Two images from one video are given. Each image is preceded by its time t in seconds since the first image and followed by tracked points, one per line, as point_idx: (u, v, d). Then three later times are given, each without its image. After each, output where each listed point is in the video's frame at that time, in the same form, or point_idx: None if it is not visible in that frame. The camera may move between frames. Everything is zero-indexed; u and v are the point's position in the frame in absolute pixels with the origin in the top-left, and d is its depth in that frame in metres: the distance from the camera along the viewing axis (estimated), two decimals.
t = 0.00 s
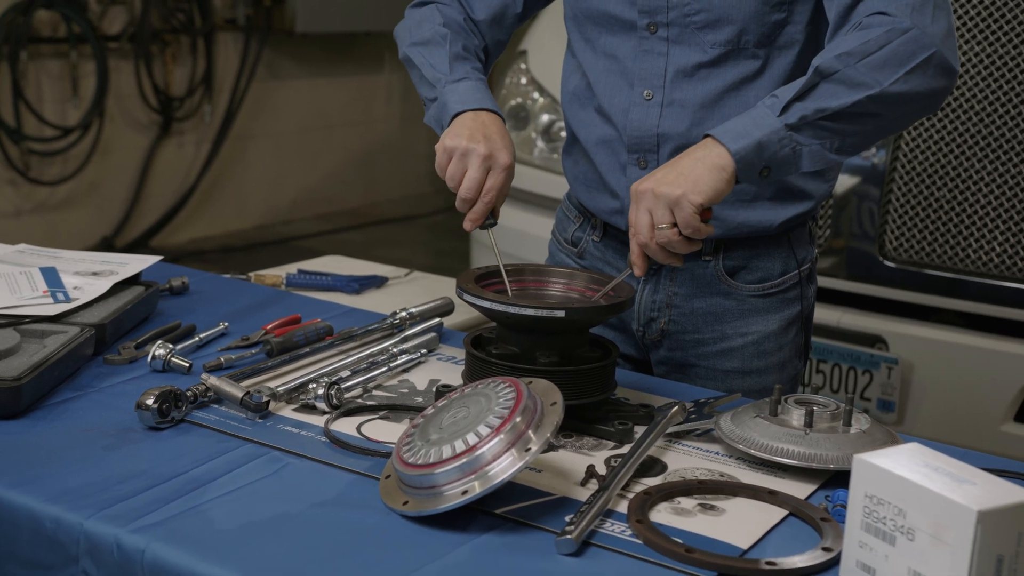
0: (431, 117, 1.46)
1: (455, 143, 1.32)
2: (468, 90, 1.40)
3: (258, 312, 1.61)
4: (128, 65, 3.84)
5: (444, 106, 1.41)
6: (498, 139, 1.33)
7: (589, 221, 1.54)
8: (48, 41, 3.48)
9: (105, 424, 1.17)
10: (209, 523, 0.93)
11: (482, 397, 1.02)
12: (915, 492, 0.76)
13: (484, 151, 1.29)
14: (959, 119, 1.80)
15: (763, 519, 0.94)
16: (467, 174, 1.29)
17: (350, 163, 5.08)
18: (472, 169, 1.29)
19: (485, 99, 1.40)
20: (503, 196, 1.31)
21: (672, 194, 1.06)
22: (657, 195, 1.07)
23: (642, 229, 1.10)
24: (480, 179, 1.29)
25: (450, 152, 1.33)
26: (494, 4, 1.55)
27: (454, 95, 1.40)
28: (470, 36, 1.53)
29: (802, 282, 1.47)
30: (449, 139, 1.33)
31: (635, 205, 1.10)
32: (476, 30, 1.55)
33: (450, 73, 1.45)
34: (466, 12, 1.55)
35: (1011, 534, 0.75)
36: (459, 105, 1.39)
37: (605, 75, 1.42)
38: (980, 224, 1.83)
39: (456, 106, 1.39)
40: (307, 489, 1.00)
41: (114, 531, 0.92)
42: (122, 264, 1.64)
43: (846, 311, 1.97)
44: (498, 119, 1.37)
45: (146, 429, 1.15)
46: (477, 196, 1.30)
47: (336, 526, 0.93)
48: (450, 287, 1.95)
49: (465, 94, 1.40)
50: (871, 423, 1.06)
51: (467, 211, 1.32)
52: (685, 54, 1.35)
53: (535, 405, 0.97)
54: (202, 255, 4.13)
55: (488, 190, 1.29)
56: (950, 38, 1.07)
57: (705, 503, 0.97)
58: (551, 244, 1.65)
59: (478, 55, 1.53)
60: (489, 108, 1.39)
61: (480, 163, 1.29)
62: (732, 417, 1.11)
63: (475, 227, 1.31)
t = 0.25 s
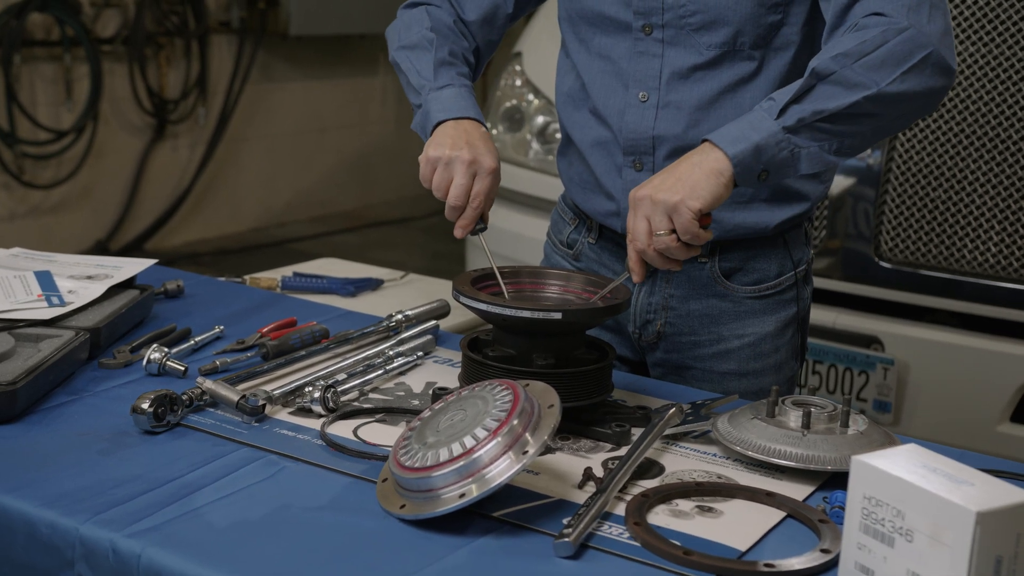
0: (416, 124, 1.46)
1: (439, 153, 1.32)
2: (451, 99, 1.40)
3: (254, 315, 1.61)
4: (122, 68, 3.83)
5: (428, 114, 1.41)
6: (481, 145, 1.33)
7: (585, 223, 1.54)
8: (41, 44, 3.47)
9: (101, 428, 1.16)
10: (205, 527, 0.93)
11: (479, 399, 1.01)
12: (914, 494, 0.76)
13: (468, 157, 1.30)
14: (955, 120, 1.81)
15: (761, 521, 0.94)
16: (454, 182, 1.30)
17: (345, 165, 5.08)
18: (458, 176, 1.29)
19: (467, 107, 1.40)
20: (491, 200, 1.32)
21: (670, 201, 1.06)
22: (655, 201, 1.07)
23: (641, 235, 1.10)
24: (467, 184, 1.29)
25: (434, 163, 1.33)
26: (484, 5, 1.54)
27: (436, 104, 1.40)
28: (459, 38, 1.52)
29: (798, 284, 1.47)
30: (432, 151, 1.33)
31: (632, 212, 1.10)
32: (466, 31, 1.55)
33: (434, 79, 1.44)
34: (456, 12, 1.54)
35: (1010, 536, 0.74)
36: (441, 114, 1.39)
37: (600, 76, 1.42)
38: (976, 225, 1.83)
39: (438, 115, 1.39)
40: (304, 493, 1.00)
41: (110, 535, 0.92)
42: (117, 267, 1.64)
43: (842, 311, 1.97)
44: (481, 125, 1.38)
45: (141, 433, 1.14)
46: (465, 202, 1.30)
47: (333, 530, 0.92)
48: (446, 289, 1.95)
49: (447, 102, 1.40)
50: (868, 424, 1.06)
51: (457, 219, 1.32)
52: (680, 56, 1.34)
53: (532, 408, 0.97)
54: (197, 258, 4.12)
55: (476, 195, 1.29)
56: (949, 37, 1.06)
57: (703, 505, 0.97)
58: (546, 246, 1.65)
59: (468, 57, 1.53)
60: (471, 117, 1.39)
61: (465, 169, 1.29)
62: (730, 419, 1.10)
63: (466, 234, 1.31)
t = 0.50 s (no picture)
0: (423, 126, 1.46)
1: (446, 154, 1.31)
2: (460, 100, 1.40)
3: (255, 317, 1.60)
4: (123, 70, 3.83)
5: (436, 117, 1.41)
6: (488, 146, 1.33)
7: (587, 225, 1.53)
8: (43, 46, 3.47)
9: (103, 430, 1.16)
10: (208, 530, 0.93)
11: (483, 401, 1.01)
12: (920, 496, 0.76)
13: (476, 157, 1.30)
14: (957, 120, 1.80)
15: (766, 523, 0.93)
16: (461, 181, 1.29)
17: (346, 166, 5.08)
18: (465, 176, 1.29)
19: (476, 108, 1.40)
20: (498, 200, 1.31)
21: (675, 212, 1.06)
22: (660, 214, 1.07)
23: (650, 250, 1.10)
24: (474, 185, 1.29)
25: (441, 163, 1.32)
26: (486, 7, 1.54)
27: (446, 106, 1.40)
28: (462, 40, 1.52)
29: (801, 285, 1.46)
30: (440, 151, 1.33)
31: (640, 226, 1.10)
32: (468, 33, 1.55)
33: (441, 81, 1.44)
34: (458, 15, 1.54)
35: (1016, 538, 0.74)
36: (450, 117, 1.39)
37: (601, 79, 1.42)
38: (979, 225, 1.83)
39: (449, 117, 1.39)
40: (307, 495, 1.00)
41: (113, 539, 0.91)
42: (118, 269, 1.63)
43: (845, 312, 1.97)
44: (488, 126, 1.37)
45: (144, 436, 1.14)
46: (471, 202, 1.30)
47: (336, 532, 0.92)
48: (447, 290, 1.94)
49: (455, 104, 1.40)
50: (873, 426, 1.06)
51: (462, 217, 1.32)
52: (682, 58, 1.34)
53: (535, 410, 0.96)
54: (198, 259, 4.12)
55: (482, 196, 1.29)
56: (951, 32, 1.06)
57: (707, 507, 0.96)
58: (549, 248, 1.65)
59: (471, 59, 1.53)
60: (481, 118, 1.38)
61: (472, 169, 1.29)
62: (734, 421, 1.10)
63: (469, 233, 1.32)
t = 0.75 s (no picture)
0: (415, 124, 1.46)
1: (439, 156, 1.32)
2: (452, 103, 1.40)
3: (256, 313, 1.60)
4: (123, 65, 3.82)
5: (428, 118, 1.41)
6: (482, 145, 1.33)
7: (587, 221, 1.53)
8: (42, 41, 3.46)
9: (103, 426, 1.16)
10: (208, 527, 0.92)
11: (484, 397, 1.01)
12: (922, 492, 0.76)
13: (469, 157, 1.30)
14: (959, 116, 1.80)
15: (767, 519, 0.93)
16: (456, 183, 1.29)
17: (347, 162, 5.07)
18: (460, 177, 1.29)
19: (467, 111, 1.39)
20: (494, 199, 1.31)
21: (674, 212, 1.06)
22: (660, 213, 1.07)
23: (649, 248, 1.10)
24: (468, 185, 1.29)
25: (435, 166, 1.33)
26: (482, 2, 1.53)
27: (437, 108, 1.40)
28: (458, 34, 1.51)
29: (802, 281, 1.46)
30: (433, 153, 1.33)
31: (641, 224, 1.11)
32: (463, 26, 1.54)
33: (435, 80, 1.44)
34: (455, 8, 1.53)
35: (1019, 534, 0.74)
36: (441, 119, 1.39)
37: (601, 74, 1.42)
38: (980, 221, 1.83)
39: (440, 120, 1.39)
40: (307, 492, 1.00)
41: (113, 535, 0.91)
42: (119, 265, 1.63)
43: (846, 308, 1.96)
44: (480, 128, 1.37)
45: (144, 432, 1.14)
46: (467, 202, 1.29)
47: (337, 529, 0.92)
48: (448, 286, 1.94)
49: (447, 106, 1.39)
50: (874, 422, 1.05)
51: (459, 218, 1.32)
52: (681, 54, 1.34)
53: (536, 406, 0.96)
54: (198, 255, 4.12)
55: (478, 195, 1.28)
56: (953, 21, 1.05)
57: (709, 504, 0.96)
58: (549, 244, 1.64)
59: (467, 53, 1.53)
60: (472, 121, 1.38)
61: (466, 169, 1.29)
62: (735, 417, 1.10)
63: (468, 234, 1.31)
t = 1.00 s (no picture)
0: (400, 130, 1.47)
1: (423, 165, 1.32)
2: (434, 112, 1.40)
3: (251, 311, 1.60)
4: (117, 63, 3.81)
5: (412, 127, 1.41)
6: (464, 149, 1.33)
7: (582, 219, 1.53)
8: (36, 39, 3.45)
9: (98, 425, 1.15)
10: (203, 525, 0.92)
11: (479, 396, 1.01)
12: (918, 490, 0.76)
13: (452, 162, 1.30)
14: (952, 112, 1.80)
15: (763, 517, 0.93)
16: (442, 188, 1.29)
17: (342, 160, 5.07)
18: (445, 182, 1.29)
19: (449, 120, 1.39)
20: (481, 201, 1.31)
21: (669, 210, 1.06)
22: (655, 211, 1.08)
23: (644, 246, 1.10)
24: (455, 189, 1.29)
25: (419, 176, 1.33)
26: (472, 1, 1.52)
27: (420, 117, 1.40)
28: (446, 36, 1.51)
29: (796, 279, 1.46)
30: (415, 163, 1.33)
31: (636, 222, 1.11)
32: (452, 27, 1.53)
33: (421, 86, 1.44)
34: (445, 7, 1.52)
35: (1014, 532, 0.74)
36: (424, 129, 1.39)
37: (594, 73, 1.41)
38: (975, 218, 1.83)
39: (423, 130, 1.39)
40: (303, 490, 0.99)
41: (108, 534, 0.91)
42: (113, 263, 1.63)
43: (841, 305, 1.97)
44: (463, 136, 1.37)
45: (139, 431, 1.14)
46: (455, 206, 1.29)
47: (332, 528, 0.92)
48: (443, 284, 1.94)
49: (430, 116, 1.40)
50: (869, 420, 1.05)
51: (449, 224, 1.31)
52: (674, 51, 1.34)
53: (532, 405, 0.96)
54: (193, 253, 4.11)
55: (465, 198, 1.28)
56: (948, 13, 1.05)
57: (704, 501, 0.96)
58: (544, 242, 1.64)
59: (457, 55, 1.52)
60: (455, 131, 1.38)
61: (451, 173, 1.29)
62: (731, 414, 1.10)
63: (460, 238, 1.30)
